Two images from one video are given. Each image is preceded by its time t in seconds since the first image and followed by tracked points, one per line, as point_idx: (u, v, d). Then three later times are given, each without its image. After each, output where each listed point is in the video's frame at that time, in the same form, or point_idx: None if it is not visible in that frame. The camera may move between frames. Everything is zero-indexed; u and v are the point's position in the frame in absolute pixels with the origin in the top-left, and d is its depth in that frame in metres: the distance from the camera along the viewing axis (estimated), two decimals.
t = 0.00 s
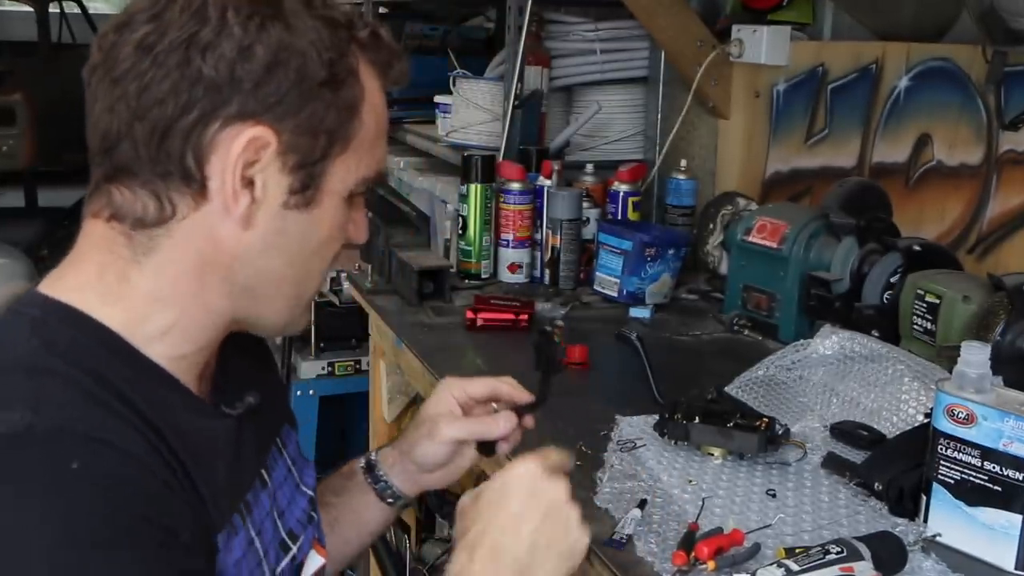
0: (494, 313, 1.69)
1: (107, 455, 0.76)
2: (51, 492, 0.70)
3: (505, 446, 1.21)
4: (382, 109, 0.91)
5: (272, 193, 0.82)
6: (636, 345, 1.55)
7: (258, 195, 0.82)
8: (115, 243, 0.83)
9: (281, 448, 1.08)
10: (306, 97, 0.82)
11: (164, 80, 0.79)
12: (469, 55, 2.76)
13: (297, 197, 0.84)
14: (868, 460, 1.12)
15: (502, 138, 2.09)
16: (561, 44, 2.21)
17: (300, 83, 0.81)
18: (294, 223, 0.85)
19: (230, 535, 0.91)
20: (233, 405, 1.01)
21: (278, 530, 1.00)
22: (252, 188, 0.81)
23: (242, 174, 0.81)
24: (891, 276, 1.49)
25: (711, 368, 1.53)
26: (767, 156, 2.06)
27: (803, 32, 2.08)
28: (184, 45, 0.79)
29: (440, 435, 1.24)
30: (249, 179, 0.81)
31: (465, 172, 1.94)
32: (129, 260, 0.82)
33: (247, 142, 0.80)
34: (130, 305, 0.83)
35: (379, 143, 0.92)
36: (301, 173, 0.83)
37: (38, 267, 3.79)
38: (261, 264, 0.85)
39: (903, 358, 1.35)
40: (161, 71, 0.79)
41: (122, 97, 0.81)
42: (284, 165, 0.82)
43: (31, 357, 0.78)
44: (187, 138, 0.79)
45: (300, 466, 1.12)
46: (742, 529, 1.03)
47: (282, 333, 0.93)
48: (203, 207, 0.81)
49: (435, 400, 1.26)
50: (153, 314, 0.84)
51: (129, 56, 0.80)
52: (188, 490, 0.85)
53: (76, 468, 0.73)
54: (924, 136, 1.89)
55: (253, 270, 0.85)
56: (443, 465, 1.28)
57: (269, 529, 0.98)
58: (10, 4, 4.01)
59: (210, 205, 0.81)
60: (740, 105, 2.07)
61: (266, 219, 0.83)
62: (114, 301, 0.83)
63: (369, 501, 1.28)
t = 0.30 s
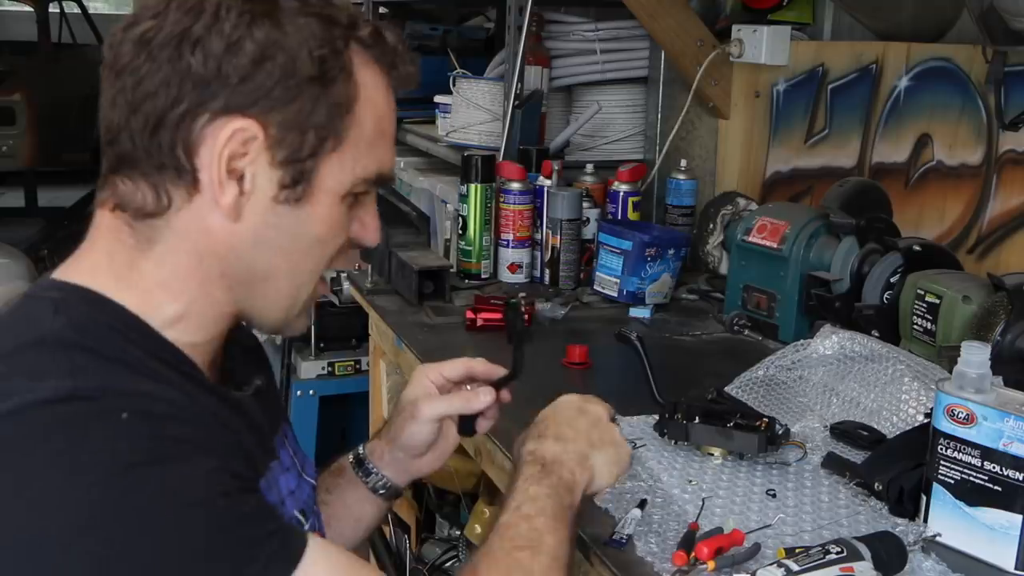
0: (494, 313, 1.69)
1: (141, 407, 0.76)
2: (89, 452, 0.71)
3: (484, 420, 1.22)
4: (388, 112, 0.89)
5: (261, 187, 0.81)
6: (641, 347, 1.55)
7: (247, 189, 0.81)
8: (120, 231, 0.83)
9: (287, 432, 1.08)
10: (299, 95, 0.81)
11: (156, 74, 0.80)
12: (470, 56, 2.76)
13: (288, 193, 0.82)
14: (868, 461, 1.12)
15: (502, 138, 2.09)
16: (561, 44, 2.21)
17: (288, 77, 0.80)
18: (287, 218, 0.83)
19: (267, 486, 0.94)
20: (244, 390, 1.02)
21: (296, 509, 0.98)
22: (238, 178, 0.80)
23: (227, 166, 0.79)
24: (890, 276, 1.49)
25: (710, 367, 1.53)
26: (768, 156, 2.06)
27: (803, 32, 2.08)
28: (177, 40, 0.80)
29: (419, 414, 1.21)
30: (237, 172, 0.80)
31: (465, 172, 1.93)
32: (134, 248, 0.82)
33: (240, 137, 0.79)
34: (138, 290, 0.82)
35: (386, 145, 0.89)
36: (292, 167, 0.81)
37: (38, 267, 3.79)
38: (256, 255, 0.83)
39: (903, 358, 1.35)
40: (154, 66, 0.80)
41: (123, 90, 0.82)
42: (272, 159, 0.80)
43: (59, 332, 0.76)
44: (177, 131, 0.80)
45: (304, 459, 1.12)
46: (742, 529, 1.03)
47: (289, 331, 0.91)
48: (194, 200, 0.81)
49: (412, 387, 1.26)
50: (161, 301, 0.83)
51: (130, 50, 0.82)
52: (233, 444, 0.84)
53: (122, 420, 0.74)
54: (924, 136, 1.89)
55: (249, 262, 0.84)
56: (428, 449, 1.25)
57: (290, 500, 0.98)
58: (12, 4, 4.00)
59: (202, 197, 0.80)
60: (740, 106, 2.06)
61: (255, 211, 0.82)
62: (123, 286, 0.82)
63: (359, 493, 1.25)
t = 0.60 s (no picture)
0: (494, 312, 1.69)
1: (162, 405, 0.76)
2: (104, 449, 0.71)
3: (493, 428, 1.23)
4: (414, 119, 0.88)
5: (282, 191, 0.81)
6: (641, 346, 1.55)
7: (267, 193, 0.81)
8: (145, 231, 0.83)
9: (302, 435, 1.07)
10: (329, 103, 0.80)
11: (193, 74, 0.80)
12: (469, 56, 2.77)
13: (309, 197, 0.82)
14: (867, 461, 1.12)
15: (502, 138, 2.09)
16: (561, 45, 2.21)
17: (310, 81, 0.80)
18: (308, 222, 0.83)
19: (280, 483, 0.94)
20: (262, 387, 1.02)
21: (308, 511, 0.98)
22: (260, 181, 0.80)
23: (249, 169, 0.80)
24: (890, 276, 1.49)
25: (711, 367, 1.53)
26: (768, 156, 2.06)
27: (802, 32, 2.08)
28: (203, 44, 0.80)
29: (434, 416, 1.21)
30: (258, 175, 0.80)
31: (464, 171, 1.93)
32: (159, 248, 0.83)
33: (264, 143, 0.79)
34: (162, 290, 0.83)
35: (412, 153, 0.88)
36: (313, 172, 0.81)
37: (36, 267, 3.79)
38: (277, 259, 0.83)
39: (903, 358, 1.35)
40: (180, 70, 0.81)
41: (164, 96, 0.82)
42: (294, 163, 0.80)
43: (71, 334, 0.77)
44: (202, 132, 0.80)
45: (319, 461, 1.12)
46: (741, 529, 1.03)
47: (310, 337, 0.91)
48: (217, 202, 0.81)
49: (425, 392, 1.27)
50: (183, 303, 0.83)
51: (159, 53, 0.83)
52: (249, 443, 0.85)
53: (141, 417, 0.74)
54: (924, 136, 1.89)
55: (271, 266, 0.84)
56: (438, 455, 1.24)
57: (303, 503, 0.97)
58: (12, 5, 4.05)
59: (224, 200, 0.81)
60: (740, 105, 2.06)
61: (276, 216, 0.82)
62: (147, 286, 0.83)
63: (371, 498, 1.23)
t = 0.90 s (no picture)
0: (494, 312, 1.69)
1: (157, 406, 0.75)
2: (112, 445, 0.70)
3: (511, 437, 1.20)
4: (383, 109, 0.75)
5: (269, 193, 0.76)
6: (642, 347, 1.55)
7: (184, 180, 0.73)
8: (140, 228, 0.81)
9: (313, 446, 1.07)
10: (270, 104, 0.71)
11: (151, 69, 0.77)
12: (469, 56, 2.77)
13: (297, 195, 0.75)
14: (868, 461, 1.12)
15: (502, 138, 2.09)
16: (561, 44, 2.21)
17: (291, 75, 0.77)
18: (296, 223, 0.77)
19: (271, 498, 0.93)
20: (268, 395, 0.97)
21: (302, 526, 0.97)
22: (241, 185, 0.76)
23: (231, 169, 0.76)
24: (890, 276, 1.49)
25: (711, 367, 1.53)
26: (768, 156, 2.07)
27: (803, 32, 2.08)
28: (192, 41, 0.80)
29: (451, 424, 1.19)
30: (173, 158, 0.72)
31: (464, 171, 1.93)
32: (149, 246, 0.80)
33: (183, 131, 0.72)
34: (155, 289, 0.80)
35: (359, 135, 0.74)
36: (221, 156, 0.71)
37: (37, 268, 3.80)
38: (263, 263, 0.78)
39: (903, 358, 1.35)
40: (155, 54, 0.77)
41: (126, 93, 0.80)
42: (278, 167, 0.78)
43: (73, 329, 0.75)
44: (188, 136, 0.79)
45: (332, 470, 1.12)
46: (742, 529, 1.03)
47: (280, 355, 0.80)
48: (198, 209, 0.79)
49: (443, 398, 1.24)
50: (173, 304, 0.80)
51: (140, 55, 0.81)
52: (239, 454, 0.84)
53: (127, 425, 0.71)
54: (924, 136, 1.89)
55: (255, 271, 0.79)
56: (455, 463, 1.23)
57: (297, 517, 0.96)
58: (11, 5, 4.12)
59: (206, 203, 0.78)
60: (740, 105, 2.07)
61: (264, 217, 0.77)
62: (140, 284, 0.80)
63: (388, 507, 1.21)
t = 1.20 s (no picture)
0: (495, 312, 1.69)
1: (133, 427, 0.74)
2: (108, 449, 0.71)
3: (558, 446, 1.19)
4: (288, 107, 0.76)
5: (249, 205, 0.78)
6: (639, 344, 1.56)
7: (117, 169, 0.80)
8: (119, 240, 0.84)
9: (320, 461, 1.04)
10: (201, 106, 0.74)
11: (133, 81, 0.77)
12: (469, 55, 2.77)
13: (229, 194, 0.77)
14: (868, 461, 1.12)
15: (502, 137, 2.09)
16: (561, 44, 2.21)
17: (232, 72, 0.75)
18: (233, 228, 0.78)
19: (247, 533, 0.86)
20: (265, 415, 0.96)
21: (290, 551, 0.91)
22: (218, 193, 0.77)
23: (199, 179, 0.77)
24: (890, 276, 1.49)
25: (711, 367, 1.53)
26: (768, 156, 2.06)
27: (803, 32, 2.08)
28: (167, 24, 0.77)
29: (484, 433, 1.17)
30: (114, 150, 0.80)
31: (464, 171, 1.93)
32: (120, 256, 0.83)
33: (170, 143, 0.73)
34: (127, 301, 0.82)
35: (255, 132, 0.74)
36: (138, 139, 0.77)
37: (38, 268, 3.82)
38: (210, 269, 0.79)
39: (903, 358, 1.35)
40: (148, 53, 0.77)
41: (109, 105, 0.80)
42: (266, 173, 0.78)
43: (65, 340, 0.76)
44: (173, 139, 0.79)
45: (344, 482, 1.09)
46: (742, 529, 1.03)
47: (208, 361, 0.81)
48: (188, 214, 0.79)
49: (484, 402, 1.22)
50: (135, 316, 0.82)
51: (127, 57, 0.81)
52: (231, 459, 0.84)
53: (86, 456, 0.69)
54: (924, 136, 1.89)
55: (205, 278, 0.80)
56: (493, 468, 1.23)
57: (287, 544, 0.91)
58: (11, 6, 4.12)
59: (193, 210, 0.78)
60: (740, 106, 2.07)
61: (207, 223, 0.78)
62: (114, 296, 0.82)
63: (423, 511, 1.26)
